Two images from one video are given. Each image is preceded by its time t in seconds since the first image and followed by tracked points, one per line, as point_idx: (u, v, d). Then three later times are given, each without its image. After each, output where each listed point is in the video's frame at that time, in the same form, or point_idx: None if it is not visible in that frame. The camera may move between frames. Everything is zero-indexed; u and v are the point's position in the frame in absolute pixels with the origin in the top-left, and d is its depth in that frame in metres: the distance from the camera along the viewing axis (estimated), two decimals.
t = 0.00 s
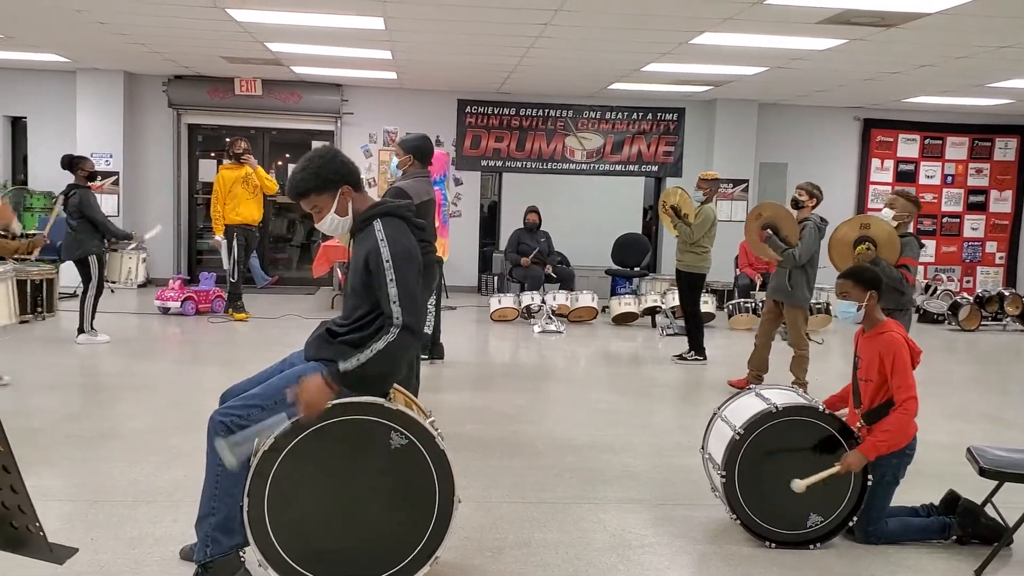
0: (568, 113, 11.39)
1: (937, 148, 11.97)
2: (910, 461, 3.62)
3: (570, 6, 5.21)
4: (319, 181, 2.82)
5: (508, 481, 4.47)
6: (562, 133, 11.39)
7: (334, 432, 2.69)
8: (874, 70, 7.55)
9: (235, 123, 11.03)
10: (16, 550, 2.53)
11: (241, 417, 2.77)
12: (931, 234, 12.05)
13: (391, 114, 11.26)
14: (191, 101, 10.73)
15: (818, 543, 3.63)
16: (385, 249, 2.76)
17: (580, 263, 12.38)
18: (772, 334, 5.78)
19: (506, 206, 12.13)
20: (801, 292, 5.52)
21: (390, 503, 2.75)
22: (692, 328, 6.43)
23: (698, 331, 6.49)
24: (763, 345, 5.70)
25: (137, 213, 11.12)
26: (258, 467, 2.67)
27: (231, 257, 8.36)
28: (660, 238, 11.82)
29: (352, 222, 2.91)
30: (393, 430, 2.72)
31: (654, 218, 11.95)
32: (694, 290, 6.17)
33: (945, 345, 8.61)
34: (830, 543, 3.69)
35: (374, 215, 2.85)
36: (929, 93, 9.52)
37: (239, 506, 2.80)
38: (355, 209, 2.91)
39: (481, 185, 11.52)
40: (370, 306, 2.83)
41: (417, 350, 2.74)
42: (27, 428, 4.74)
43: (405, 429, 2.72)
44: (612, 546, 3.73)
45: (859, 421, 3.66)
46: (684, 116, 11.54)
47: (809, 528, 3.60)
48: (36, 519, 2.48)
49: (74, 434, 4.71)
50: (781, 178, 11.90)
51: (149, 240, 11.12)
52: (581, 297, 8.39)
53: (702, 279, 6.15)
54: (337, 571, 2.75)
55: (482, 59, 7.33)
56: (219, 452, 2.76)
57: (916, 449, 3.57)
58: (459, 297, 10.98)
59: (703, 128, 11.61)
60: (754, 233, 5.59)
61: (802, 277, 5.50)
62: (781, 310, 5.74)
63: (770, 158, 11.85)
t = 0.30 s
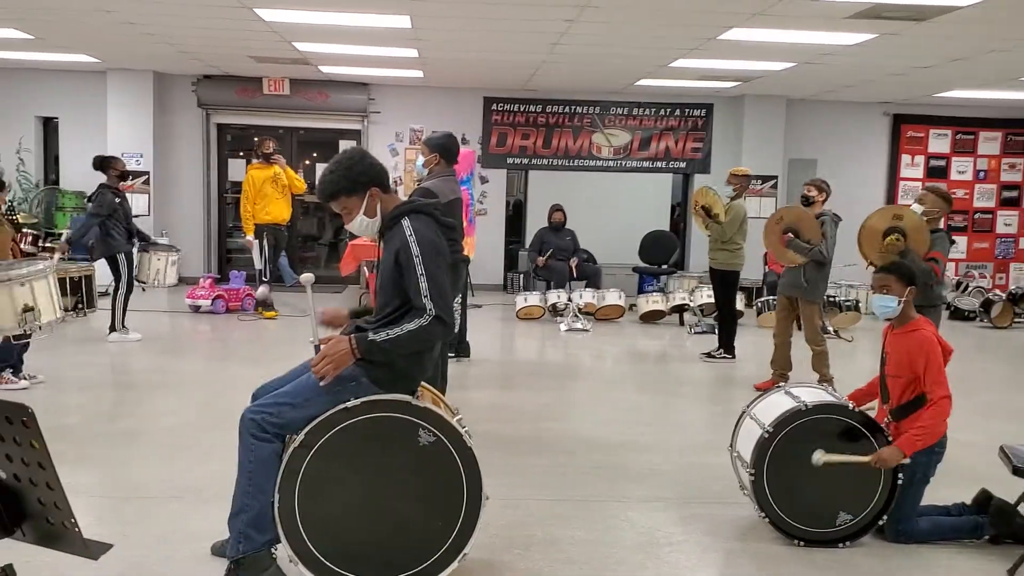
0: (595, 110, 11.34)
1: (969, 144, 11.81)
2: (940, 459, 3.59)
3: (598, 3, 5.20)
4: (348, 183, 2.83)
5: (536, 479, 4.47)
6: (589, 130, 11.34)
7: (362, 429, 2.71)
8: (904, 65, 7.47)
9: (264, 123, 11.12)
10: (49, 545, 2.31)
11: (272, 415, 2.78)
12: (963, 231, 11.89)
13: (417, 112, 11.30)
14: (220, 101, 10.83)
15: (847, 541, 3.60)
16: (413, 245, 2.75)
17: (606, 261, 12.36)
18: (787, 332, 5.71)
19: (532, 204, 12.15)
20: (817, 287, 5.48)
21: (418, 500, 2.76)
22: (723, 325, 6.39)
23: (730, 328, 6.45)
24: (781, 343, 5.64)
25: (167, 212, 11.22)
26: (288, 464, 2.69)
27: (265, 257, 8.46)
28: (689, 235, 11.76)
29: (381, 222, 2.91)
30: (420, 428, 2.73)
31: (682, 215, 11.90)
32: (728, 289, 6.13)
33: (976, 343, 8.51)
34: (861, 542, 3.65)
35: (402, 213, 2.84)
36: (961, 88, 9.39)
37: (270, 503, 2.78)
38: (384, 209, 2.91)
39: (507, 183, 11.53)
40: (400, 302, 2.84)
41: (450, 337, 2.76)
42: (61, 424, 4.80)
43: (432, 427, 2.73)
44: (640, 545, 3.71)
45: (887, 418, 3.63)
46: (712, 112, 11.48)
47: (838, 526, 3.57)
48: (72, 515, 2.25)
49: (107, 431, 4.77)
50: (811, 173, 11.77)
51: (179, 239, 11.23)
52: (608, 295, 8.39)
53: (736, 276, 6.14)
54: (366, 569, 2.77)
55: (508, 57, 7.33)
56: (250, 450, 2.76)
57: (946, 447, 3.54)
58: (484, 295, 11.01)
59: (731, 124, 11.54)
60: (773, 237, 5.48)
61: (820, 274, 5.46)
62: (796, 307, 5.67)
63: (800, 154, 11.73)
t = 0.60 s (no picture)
0: (622, 109, 11.34)
1: (1003, 141, 11.65)
2: (977, 460, 3.53)
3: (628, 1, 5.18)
4: (383, 191, 2.83)
5: (564, 479, 4.45)
6: (616, 130, 11.34)
7: (388, 427, 2.72)
8: (937, 62, 7.39)
9: (293, 124, 11.21)
10: (90, 542, 2.36)
11: (299, 413, 2.78)
12: (997, 229, 11.74)
13: (444, 113, 11.34)
14: (250, 103, 10.94)
15: (881, 544, 3.54)
16: (450, 242, 2.77)
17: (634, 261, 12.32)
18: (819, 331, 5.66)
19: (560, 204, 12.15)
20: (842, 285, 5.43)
21: (446, 497, 2.77)
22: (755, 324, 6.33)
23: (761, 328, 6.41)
24: (812, 343, 5.59)
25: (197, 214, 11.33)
26: (316, 462, 2.71)
27: (294, 258, 8.50)
28: (718, 234, 11.72)
29: (416, 229, 2.91)
30: (445, 426, 2.73)
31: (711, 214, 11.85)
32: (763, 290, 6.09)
33: (1011, 343, 8.38)
34: (895, 544, 3.60)
35: (436, 215, 2.85)
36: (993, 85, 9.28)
37: (298, 502, 2.79)
38: (419, 215, 2.91)
39: (535, 183, 11.53)
40: (432, 298, 2.85)
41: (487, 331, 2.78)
42: (94, 423, 4.85)
43: (457, 423, 2.73)
44: (670, 546, 3.68)
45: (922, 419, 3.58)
46: (740, 110, 11.42)
47: (871, 528, 3.52)
48: (109, 513, 2.27)
49: (140, 430, 4.82)
50: (841, 172, 11.68)
51: (210, 240, 11.35)
52: (637, 295, 8.36)
53: (768, 276, 6.07)
54: (397, 568, 2.77)
55: (536, 57, 7.33)
56: (278, 449, 2.76)
57: (983, 449, 3.50)
58: (512, 295, 11.03)
59: (760, 123, 11.49)
60: (799, 241, 5.47)
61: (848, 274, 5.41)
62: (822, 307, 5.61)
63: (830, 152, 11.62)
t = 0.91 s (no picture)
0: (664, 106, 11.27)
1: None
2: None
3: None
4: (442, 189, 2.84)
5: (607, 478, 4.43)
6: (659, 126, 11.27)
7: (432, 425, 2.72)
8: (986, 55, 7.24)
9: (335, 124, 11.30)
10: (141, 537, 2.36)
11: (344, 407, 2.83)
12: None
13: (484, 111, 11.36)
14: (293, 103, 11.06)
15: (930, 546, 3.46)
16: (505, 242, 2.82)
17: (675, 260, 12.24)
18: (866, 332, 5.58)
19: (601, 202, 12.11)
20: (888, 284, 5.31)
21: (489, 495, 2.76)
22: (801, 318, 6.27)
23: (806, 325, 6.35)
24: (858, 344, 5.51)
25: (242, 213, 11.47)
26: (362, 459, 2.72)
27: (336, 258, 8.56)
28: (761, 231, 11.59)
29: (472, 226, 2.92)
30: (488, 424, 2.73)
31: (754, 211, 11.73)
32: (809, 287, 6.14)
33: None
34: (947, 546, 3.53)
35: (493, 216, 2.89)
36: None
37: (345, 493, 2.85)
38: (475, 214, 2.92)
39: (575, 180, 11.51)
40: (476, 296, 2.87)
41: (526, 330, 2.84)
42: (142, 419, 4.93)
43: (500, 421, 2.72)
44: (714, 545, 3.64)
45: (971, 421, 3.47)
46: (784, 106, 11.30)
47: (920, 529, 3.44)
48: (162, 508, 2.28)
49: (187, 426, 4.88)
50: (887, 168, 11.52)
51: (254, 239, 11.49)
52: (679, 293, 8.31)
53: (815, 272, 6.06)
54: (440, 565, 2.77)
55: (578, 54, 7.32)
56: (325, 442, 2.82)
57: None
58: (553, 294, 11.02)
59: (804, 118, 11.36)
60: (847, 238, 5.43)
61: (894, 272, 5.30)
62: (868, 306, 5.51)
63: (875, 148, 11.49)
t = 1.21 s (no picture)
0: (704, 101, 11.20)
1: None
2: None
3: None
4: (482, 185, 2.83)
5: (648, 476, 4.40)
6: (699, 122, 11.21)
7: (472, 423, 2.72)
8: None
9: (375, 124, 11.39)
10: (188, 532, 2.39)
11: (387, 405, 2.85)
12: None
13: (523, 109, 11.34)
14: (333, 103, 11.17)
15: (978, 547, 3.41)
16: (553, 245, 2.82)
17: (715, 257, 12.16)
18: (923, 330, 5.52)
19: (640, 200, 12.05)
20: (953, 285, 5.26)
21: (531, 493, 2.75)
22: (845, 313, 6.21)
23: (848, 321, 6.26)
24: (914, 343, 5.47)
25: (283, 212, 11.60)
26: (404, 456, 2.74)
27: (377, 256, 8.61)
28: (803, 227, 11.46)
29: (512, 224, 2.90)
30: (529, 422, 2.71)
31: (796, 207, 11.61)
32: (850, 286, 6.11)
33: None
34: (996, 547, 3.46)
35: (536, 215, 2.88)
36: None
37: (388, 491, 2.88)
38: (515, 212, 2.90)
39: (615, 177, 11.48)
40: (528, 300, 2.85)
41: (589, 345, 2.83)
42: (188, 416, 5.01)
43: (541, 420, 2.71)
44: (755, 544, 3.61)
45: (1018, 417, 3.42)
46: (827, 101, 11.19)
47: (967, 530, 3.38)
48: (208, 503, 2.30)
49: (231, 423, 4.95)
50: (932, 163, 11.35)
51: (296, 238, 11.61)
52: (720, 291, 8.25)
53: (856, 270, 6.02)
54: (482, 563, 2.78)
55: (617, 50, 7.31)
56: (369, 439, 2.84)
57: None
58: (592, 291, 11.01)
59: (847, 113, 11.23)
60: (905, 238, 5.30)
61: (956, 272, 5.24)
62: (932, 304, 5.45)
63: (919, 142, 11.32)
